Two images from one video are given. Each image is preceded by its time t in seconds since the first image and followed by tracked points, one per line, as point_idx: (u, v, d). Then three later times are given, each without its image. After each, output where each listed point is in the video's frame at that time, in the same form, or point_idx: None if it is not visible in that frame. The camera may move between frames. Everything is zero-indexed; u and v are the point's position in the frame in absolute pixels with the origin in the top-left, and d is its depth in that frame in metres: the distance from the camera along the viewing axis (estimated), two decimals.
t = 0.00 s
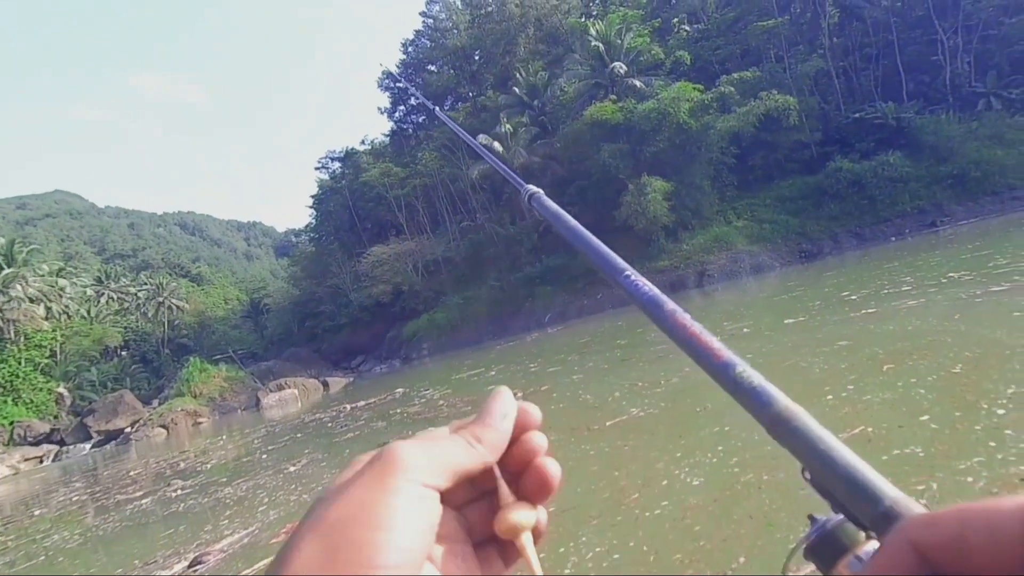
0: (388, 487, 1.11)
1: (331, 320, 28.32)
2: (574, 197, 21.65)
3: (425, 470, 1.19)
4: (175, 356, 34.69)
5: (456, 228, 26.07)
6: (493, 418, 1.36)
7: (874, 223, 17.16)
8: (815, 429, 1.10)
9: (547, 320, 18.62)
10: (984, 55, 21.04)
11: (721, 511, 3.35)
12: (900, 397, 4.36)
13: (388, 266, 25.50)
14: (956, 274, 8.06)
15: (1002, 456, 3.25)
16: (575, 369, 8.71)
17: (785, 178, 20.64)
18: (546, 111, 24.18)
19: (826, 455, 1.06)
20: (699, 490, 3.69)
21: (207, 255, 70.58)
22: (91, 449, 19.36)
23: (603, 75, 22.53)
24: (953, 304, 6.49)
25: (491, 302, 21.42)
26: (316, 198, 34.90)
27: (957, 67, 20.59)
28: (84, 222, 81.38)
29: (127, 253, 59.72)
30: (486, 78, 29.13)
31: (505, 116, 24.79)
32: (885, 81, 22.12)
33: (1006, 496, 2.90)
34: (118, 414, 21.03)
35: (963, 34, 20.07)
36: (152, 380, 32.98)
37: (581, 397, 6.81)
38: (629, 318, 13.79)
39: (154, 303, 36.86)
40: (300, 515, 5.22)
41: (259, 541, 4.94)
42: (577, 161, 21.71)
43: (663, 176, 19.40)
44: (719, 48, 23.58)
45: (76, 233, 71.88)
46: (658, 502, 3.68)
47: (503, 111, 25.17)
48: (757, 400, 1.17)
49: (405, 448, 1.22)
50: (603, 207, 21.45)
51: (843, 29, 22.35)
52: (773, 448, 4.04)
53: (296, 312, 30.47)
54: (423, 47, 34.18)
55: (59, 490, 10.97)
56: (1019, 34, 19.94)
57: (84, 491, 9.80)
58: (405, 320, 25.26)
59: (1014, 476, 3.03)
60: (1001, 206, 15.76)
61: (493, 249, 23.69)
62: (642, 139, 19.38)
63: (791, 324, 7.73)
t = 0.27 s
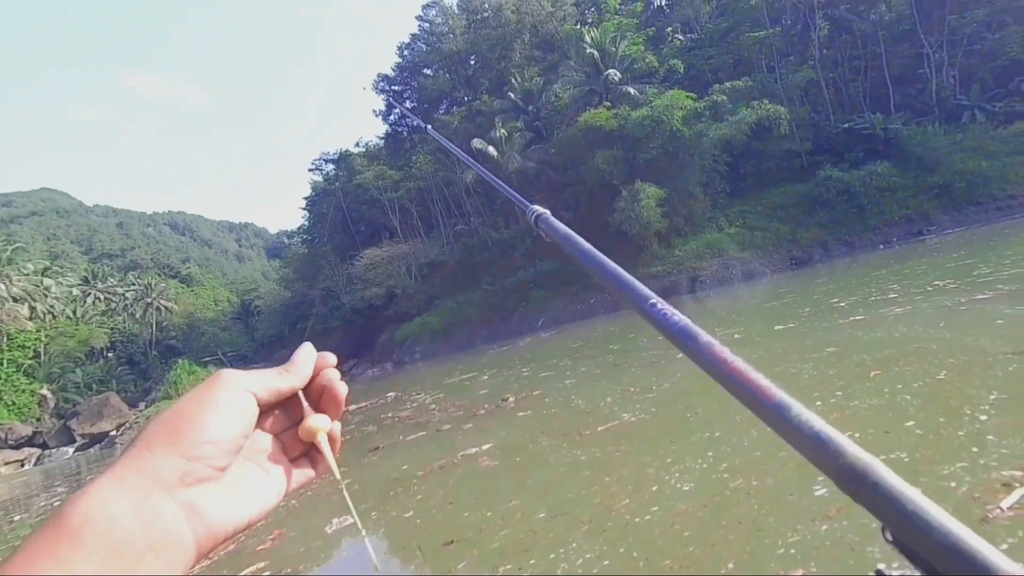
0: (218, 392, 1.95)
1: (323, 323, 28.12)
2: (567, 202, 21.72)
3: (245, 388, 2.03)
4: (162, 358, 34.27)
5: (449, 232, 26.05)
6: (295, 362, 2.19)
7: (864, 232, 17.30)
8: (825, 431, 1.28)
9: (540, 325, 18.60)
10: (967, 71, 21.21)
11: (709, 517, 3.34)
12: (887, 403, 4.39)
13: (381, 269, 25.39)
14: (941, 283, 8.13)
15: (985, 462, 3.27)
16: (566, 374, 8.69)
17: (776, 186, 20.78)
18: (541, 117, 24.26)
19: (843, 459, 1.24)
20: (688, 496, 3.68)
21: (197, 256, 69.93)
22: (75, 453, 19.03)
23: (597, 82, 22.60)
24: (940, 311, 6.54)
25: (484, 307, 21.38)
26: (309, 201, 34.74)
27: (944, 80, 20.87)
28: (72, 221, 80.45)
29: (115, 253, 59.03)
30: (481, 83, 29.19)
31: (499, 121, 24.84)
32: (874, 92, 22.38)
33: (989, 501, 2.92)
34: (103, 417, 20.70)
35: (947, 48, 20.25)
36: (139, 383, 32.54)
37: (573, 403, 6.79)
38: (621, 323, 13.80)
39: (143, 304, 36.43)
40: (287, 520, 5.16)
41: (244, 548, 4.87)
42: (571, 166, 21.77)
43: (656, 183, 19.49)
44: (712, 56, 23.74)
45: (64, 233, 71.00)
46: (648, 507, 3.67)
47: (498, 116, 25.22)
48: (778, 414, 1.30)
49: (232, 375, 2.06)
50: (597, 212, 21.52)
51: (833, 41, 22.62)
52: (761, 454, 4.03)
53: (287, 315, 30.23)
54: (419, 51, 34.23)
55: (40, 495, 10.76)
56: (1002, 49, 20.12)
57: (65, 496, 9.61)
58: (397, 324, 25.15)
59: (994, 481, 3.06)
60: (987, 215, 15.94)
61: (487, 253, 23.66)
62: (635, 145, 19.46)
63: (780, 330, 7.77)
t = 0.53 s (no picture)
0: (203, 343, 2.03)
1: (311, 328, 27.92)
2: (557, 208, 21.83)
3: (229, 343, 2.11)
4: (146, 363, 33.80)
5: (439, 237, 26.02)
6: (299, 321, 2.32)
7: (849, 239, 17.55)
8: (827, 487, 1.09)
9: (529, 331, 18.62)
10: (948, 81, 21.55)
11: (696, 523, 3.36)
12: (869, 409, 4.45)
13: (370, 274, 25.29)
14: (924, 290, 8.26)
15: (964, 467, 3.33)
16: (555, 380, 8.70)
17: (763, 194, 21.03)
18: (531, 123, 24.39)
19: (852, 525, 1.03)
20: (674, 502, 3.70)
21: (184, 260, 69.17)
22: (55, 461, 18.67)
23: (587, 89, 22.65)
24: (922, 318, 6.63)
25: (473, 312, 21.36)
26: (298, 205, 34.56)
27: (925, 90, 21.28)
28: (55, 224, 79.23)
29: (99, 257, 58.22)
30: (471, 89, 29.28)
31: (489, 127, 24.93)
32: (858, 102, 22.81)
33: (967, 506, 2.96)
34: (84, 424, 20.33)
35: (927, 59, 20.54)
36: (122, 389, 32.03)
37: (561, 409, 6.79)
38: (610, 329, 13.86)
39: (127, 309, 35.92)
40: (272, 528, 5.10)
41: (228, 557, 4.81)
42: (560, 172, 21.90)
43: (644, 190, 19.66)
44: (700, 65, 24.06)
45: (47, 236, 69.93)
46: (635, 514, 3.68)
47: (488, 122, 25.32)
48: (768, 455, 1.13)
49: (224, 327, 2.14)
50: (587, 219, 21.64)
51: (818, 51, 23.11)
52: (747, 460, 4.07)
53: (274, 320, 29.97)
54: (410, 56, 34.31)
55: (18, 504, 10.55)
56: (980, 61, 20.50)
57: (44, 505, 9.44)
58: (386, 329, 25.05)
59: (974, 486, 3.12)
60: (968, 224, 16.25)
61: (476, 258, 23.67)
62: (624, 152, 19.63)
63: (767, 337, 7.85)
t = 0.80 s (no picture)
0: (193, 323, 2.03)
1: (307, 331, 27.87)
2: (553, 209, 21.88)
3: (221, 322, 2.10)
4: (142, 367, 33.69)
5: (435, 239, 26.02)
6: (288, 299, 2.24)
7: (843, 239, 17.63)
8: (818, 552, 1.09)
9: (526, 332, 18.64)
10: (942, 81, 21.75)
11: (693, 524, 3.38)
12: (865, 410, 4.47)
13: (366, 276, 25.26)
14: (919, 290, 8.31)
15: (958, 467, 3.35)
16: (552, 381, 8.71)
17: (758, 195, 21.10)
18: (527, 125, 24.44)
19: None
20: (670, 503, 3.72)
21: (180, 264, 69.00)
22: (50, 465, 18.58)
23: (582, 90, 22.57)
24: (917, 319, 6.67)
25: (470, 314, 21.37)
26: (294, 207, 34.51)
27: (919, 91, 21.41)
28: (50, 229, 78.92)
29: (95, 261, 58.03)
30: (467, 91, 29.31)
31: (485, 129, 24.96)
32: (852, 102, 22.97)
33: (962, 506, 2.99)
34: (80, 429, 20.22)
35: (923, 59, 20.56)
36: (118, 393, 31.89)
37: (558, 411, 6.80)
38: (607, 331, 13.89)
39: (123, 313, 35.78)
40: (269, 531, 5.09)
41: (224, 561, 4.80)
42: (556, 174, 21.95)
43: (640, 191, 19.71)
44: (695, 67, 24.16)
45: (41, 240, 69.65)
46: (631, 516, 3.69)
47: (484, 124, 25.35)
48: (760, 518, 1.13)
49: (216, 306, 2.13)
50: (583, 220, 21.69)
51: (813, 52, 23.24)
52: (744, 461, 4.08)
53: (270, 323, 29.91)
54: (405, 59, 34.32)
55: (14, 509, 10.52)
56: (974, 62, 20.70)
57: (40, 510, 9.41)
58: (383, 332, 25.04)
59: (968, 486, 3.14)
60: (962, 224, 16.35)
61: (473, 260, 23.68)
62: (619, 153, 19.67)
63: (763, 337, 7.87)
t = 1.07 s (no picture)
0: (174, 313, 2.02)
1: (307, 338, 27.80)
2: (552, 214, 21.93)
3: (206, 307, 2.12)
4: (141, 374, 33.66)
5: (434, 245, 26.03)
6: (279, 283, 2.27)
7: (842, 243, 17.68)
8: None
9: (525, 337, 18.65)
10: (937, 85, 21.89)
11: (693, 530, 3.36)
12: (864, 414, 4.47)
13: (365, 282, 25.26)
14: (918, 292, 8.33)
15: (959, 472, 3.35)
16: (551, 386, 8.70)
17: (756, 199, 21.16)
18: (525, 130, 24.51)
19: None
20: (669, 509, 3.72)
21: (178, 271, 68.96)
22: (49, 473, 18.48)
23: (580, 96, 22.79)
24: (916, 321, 6.68)
25: (470, 319, 21.37)
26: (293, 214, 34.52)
27: (915, 94, 21.49)
28: (51, 236, 79.04)
29: (94, 268, 58.01)
30: (465, 97, 29.43)
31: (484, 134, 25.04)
32: (849, 106, 23.11)
33: (964, 512, 2.98)
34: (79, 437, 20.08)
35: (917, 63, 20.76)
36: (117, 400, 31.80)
37: (557, 416, 6.80)
38: (606, 335, 13.89)
39: (122, 319, 35.72)
40: (267, 539, 5.07)
41: (222, 570, 4.78)
42: (555, 179, 22.00)
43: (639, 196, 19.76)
44: (692, 72, 24.28)
45: (40, 247, 69.59)
46: (631, 522, 3.67)
47: (482, 129, 25.44)
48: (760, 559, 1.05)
49: (193, 294, 2.11)
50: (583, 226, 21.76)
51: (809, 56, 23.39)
52: (744, 466, 4.08)
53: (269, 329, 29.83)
54: (404, 66, 34.48)
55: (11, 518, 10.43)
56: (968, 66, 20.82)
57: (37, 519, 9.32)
58: (382, 337, 25.03)
59: (970, 491, 3.13)
60: (960, 227, 16.40)
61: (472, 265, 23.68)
62: (617, 158, 19.73)
63: (762, 341, 7.89)
